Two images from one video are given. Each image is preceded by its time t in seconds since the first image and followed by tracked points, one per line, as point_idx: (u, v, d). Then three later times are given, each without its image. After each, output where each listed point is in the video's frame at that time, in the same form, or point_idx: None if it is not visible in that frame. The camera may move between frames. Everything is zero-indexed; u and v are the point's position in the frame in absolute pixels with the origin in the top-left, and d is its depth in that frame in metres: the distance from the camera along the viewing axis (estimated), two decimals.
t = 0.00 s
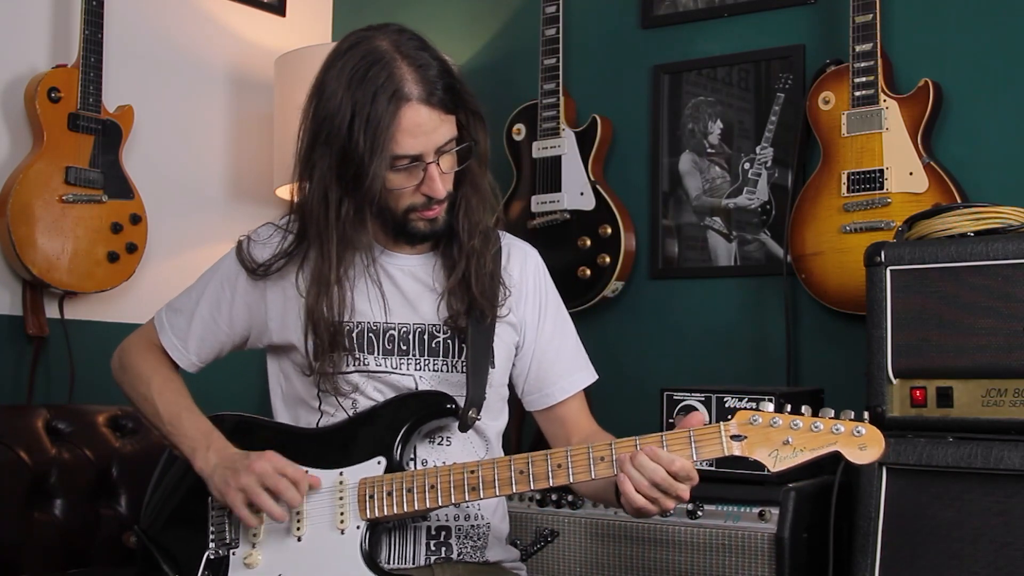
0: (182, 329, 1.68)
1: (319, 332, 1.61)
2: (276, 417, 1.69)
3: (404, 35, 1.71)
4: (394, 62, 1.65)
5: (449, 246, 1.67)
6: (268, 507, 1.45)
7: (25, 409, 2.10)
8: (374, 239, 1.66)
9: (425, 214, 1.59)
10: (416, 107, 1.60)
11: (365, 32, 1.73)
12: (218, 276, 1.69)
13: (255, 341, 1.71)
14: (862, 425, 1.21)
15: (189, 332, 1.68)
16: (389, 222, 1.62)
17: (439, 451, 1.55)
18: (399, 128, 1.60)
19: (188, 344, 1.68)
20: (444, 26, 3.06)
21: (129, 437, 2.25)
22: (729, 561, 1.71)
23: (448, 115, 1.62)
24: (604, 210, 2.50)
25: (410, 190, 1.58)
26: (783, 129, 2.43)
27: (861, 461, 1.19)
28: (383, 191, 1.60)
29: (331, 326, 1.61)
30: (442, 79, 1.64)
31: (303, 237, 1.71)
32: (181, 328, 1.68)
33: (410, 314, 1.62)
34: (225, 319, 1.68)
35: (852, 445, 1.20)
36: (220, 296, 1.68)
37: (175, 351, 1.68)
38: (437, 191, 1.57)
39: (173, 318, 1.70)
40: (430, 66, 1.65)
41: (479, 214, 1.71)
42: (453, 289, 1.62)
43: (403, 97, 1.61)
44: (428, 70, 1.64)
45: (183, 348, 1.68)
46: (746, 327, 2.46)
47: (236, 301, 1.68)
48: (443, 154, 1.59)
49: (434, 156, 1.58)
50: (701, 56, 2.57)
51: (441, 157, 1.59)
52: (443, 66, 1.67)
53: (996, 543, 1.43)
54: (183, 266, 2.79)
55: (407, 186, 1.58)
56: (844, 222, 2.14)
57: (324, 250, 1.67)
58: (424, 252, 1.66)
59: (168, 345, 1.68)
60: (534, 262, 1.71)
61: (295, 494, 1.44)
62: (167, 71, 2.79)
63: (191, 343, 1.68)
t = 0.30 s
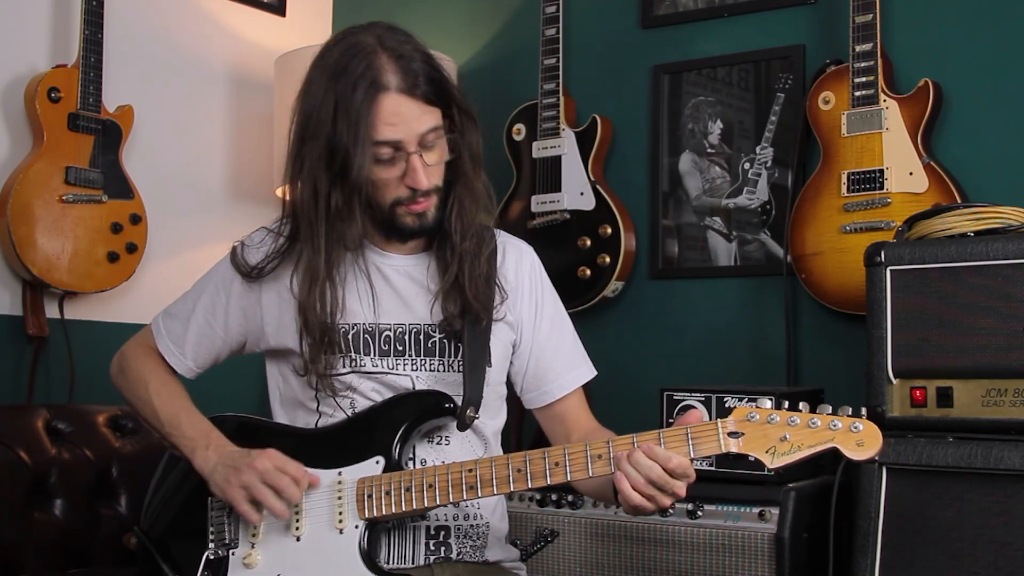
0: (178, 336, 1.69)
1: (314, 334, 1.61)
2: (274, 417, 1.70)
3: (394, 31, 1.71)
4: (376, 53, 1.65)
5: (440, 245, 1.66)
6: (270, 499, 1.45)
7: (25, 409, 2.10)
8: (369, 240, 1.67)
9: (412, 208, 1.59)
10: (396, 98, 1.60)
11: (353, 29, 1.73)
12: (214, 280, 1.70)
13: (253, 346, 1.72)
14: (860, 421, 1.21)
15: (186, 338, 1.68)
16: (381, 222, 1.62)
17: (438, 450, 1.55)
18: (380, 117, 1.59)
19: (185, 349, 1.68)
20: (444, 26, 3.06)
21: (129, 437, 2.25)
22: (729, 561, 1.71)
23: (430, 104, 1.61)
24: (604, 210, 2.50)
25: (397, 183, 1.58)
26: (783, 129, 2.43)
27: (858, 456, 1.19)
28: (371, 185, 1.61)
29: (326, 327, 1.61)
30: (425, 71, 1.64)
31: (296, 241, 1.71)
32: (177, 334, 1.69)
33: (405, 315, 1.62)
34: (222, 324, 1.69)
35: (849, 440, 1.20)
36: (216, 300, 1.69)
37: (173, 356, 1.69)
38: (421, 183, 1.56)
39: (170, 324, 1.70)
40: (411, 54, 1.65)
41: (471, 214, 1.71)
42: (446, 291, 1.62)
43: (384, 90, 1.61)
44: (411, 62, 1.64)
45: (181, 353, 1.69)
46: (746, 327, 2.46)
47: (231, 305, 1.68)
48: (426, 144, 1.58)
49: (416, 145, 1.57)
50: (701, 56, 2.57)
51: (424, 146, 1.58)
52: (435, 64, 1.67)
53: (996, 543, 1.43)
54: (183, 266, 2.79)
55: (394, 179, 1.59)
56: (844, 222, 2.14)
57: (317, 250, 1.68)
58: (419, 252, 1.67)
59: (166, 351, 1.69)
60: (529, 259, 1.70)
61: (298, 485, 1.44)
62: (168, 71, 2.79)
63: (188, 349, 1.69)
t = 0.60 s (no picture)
0: (174, 340, 1.69)
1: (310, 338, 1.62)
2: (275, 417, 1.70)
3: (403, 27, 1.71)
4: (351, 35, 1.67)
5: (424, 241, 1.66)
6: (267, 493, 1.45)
7: (25, 409, 2.09)
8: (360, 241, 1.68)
9: (354, 180, 1.57)
10: (363, 74, 1.62)
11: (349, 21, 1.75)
12: (210, 283, 1.69)
13: (249, 349, 1.71)
14: (859, 419, 1.21)
15: (182, 343, 1.68)
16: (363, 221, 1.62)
17: (437, 450, 1.55)
18: (336, 85, 1.62)
19: (182, 354, 1.68)
20: (444, 26, 3.06)
21: (129, 437, 2.24)
22: (729, 561, 1.71)
23: (396, 91, 1.63)
24: (604, 210, 2.50)
25: (340, 151, 1.58)
26: (783, 129, 2.43)
27: (856, 455, 1.19)
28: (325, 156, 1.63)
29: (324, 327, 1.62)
30: (406, 61, 1.65)
31: (285, 238, 1.71)
32: (173, 339, 1.69)
33: (397, 313, 1.62)
34: (218, 329, 1.68)
35: (849, 439, 1.20)
36: (212, 304, 1.68)
37: (170, 361, 1.69)
38: (355, 151, 1.56)
39: (167, 327, 1.70)
40: (389, 41, 1.65)
41: (458, 217, 1.71)
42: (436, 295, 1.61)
43: (346, 61, 1.63)
44: (390, 53, 1.64)
45: (177, 358, 1.68)
46: (746, 327, 2.46)
47: (229, 309, 1.68)
48: (372, 114, 1.60)
49: (360, 112, 1.60)
50: (701, 56, 2.57)
51: (372, 120, 1.60)
52: (424, 65, 1.68)
53: (996, 543, 1.43)
54: (183, 266, 2.79)
55: (339, 146, 1.59)
56: (844, 222, 2.14)
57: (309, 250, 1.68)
58: (407, 252, 1.66)
59: (162, 356, 1.69)
60: (528, 257, 1.69)
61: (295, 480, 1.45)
62: (167, 70, 2.79)
63: (185, 354, 1.68)
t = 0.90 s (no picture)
0: (179, 349, 1.69)
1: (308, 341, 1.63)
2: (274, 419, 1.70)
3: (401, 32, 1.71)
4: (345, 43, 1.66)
5: (419, 243, 1.66)
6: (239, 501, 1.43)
7: (26, 409, 2.10)
8: (354, 245, 1.68)
9: (341, 189, 1.58)
10: (352, 85, 1.61)
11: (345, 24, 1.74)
12: (209, 291, 1.70)
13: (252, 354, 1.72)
14: (856, 414, 1.22)
15: (187, 351, 1.68)
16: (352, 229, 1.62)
17: (436, 450, 1.56)
18: (325, 94, 1.61)
19: (189, 362, 1.68)
20: (444, 26, 3.06)
21: (129, 437, 2.24)
22: (729, 561, 1.71)
23: (385, 104, 1.62)
24: (604, 210, 2.50)
25: (326, 159, 1.58)
26: (783, 129, 2.43)
27: (855, 448, 1.20)
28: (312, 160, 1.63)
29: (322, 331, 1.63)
30: (399, 73, 1.65)
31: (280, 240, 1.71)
32: (178, 347, 1.69)
33: (394, 315, 1.62)
34: (222, 334, 1.68)
35: (848, 433, 1.21)
36: (212, 312, 1.69)
37: (177, 370, 1.69)
38: (341, 160, 1.57)
39: (170, 337, 1.70)
40: (382, 52, 1.65)
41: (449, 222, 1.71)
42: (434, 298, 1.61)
43: (337, 69, 1.62)
44: (382, 66, 1.63)
45: (184, 366, 1.69)
46: (746, 328, 2.45)
47: (229, 314, 1.68)
48: (359, 125, 1.60)
49: (348, 121, 1.60)
50: (701, 56, 2.57)
51: (360, 131, 1.60)
52: (417, 77, 1.67)
53: (996, 543, 1.42)
54: (183, 266, 2.79)
55: (326, 153, 1.59)
56: (844, 222, 2.13)
57: (305, 255, 1.68)
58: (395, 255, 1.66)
59: (169, 366, 1.69)
60: (525, 257, 1.68)
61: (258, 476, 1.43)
62: (167, 71, 2.79)
63: (191, 362, 1.69)
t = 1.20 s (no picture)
0: (180, 351, 1.69)
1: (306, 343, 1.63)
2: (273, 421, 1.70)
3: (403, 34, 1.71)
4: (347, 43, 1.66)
5: (418, 245, 1.67)
6: (238, 510, 1.44)
7: (25, 409, 2.10)
8: (353, 245, 1.68)
9: (341, 190, 1.58)
10: (354, 87, 1.61)
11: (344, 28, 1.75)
12: (208, 293, 1.70)
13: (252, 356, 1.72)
14: (854, 407, 1.21)
15: (187, 353, 1.68)
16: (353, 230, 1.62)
17: (435, 450, 1.56)
18: (326, 95, 1.61)
19: (189, 365, 1.68)
20: (444, 26, 3.06)
21: (129, 437, 2.24)
22: (729, 561, 1.71)
23: (387, 105, 1.62)
24: (604, 210, 2.50)
25: (327, 160, 1.59)
26: (783, 129, 2.43)
27: (853, 441, 1.20)
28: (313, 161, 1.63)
29: (321, 333, 1.63)
30: (400, 74, 1.65)
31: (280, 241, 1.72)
32: (178, 350, 1.69)
33: (393, 316, 1.63)
34: (222, 336, 1.68)
35: (845, 426, 1.21)
36: (212, 314, 1.69)
37: (178, 373, 1.69)
38: (342, 161, 1.57)
39: (171, 340, 1.70)
40: (384, 52, 1.65)
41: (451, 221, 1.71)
42: (434, 298, 1.61)
43: (339, 70, 1.62)
44: (384, 66, 1.63)
45: (184, 369, 1.68)
46: (746, 328, 2.45)
47: (229, 316, 1.68)
48: (360, 126, 1.60)
49: (350, 123, 1.60)
50: (701, 56, 2.57)
51: (361, 132, 1.60)
52: (419, 77, 1.68)
53: (996, 543, 1.42)
54: (183, 266, 2.79)
55: (327, 154, 1.59)
56: (844, 222, 2.13)
57: (304, 256, 1.68)
58: (399, 256, 1.66)
59: (170, 369, 1.69)
60: (524, 257, 1.69)
61: (258, 488, 1.44)
62: (166, 71, 2.79)
63: (192, 364, 1.68)
